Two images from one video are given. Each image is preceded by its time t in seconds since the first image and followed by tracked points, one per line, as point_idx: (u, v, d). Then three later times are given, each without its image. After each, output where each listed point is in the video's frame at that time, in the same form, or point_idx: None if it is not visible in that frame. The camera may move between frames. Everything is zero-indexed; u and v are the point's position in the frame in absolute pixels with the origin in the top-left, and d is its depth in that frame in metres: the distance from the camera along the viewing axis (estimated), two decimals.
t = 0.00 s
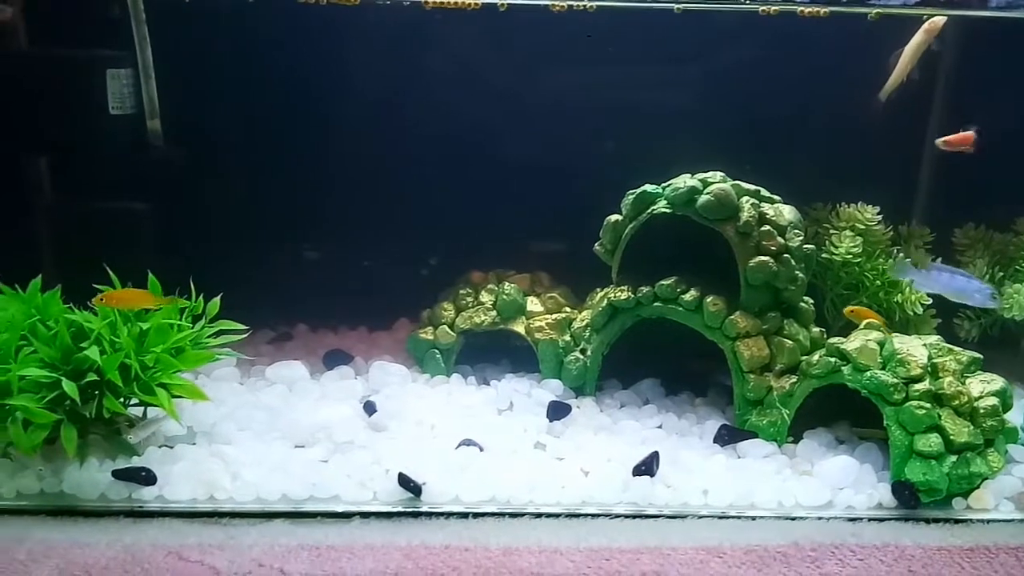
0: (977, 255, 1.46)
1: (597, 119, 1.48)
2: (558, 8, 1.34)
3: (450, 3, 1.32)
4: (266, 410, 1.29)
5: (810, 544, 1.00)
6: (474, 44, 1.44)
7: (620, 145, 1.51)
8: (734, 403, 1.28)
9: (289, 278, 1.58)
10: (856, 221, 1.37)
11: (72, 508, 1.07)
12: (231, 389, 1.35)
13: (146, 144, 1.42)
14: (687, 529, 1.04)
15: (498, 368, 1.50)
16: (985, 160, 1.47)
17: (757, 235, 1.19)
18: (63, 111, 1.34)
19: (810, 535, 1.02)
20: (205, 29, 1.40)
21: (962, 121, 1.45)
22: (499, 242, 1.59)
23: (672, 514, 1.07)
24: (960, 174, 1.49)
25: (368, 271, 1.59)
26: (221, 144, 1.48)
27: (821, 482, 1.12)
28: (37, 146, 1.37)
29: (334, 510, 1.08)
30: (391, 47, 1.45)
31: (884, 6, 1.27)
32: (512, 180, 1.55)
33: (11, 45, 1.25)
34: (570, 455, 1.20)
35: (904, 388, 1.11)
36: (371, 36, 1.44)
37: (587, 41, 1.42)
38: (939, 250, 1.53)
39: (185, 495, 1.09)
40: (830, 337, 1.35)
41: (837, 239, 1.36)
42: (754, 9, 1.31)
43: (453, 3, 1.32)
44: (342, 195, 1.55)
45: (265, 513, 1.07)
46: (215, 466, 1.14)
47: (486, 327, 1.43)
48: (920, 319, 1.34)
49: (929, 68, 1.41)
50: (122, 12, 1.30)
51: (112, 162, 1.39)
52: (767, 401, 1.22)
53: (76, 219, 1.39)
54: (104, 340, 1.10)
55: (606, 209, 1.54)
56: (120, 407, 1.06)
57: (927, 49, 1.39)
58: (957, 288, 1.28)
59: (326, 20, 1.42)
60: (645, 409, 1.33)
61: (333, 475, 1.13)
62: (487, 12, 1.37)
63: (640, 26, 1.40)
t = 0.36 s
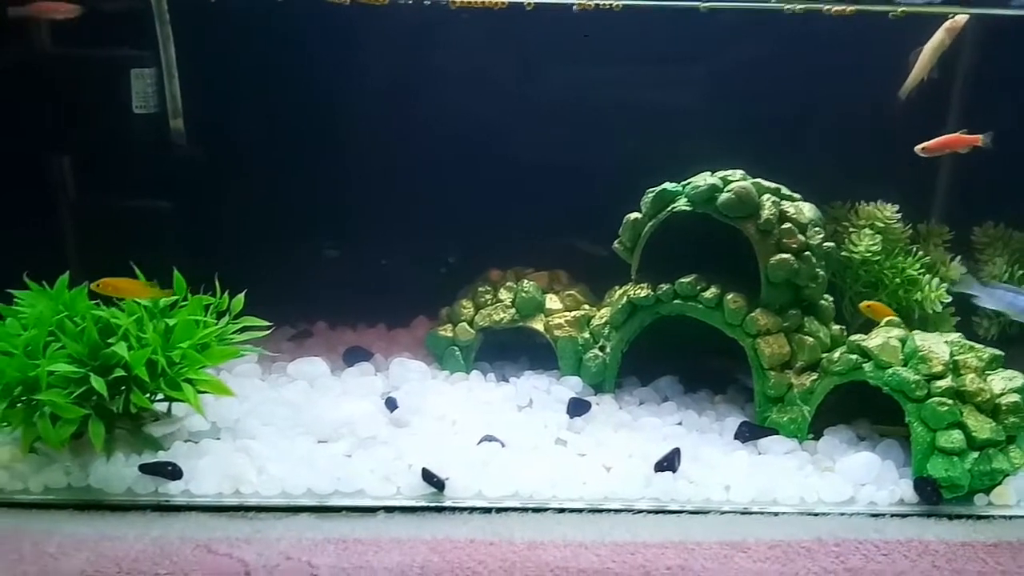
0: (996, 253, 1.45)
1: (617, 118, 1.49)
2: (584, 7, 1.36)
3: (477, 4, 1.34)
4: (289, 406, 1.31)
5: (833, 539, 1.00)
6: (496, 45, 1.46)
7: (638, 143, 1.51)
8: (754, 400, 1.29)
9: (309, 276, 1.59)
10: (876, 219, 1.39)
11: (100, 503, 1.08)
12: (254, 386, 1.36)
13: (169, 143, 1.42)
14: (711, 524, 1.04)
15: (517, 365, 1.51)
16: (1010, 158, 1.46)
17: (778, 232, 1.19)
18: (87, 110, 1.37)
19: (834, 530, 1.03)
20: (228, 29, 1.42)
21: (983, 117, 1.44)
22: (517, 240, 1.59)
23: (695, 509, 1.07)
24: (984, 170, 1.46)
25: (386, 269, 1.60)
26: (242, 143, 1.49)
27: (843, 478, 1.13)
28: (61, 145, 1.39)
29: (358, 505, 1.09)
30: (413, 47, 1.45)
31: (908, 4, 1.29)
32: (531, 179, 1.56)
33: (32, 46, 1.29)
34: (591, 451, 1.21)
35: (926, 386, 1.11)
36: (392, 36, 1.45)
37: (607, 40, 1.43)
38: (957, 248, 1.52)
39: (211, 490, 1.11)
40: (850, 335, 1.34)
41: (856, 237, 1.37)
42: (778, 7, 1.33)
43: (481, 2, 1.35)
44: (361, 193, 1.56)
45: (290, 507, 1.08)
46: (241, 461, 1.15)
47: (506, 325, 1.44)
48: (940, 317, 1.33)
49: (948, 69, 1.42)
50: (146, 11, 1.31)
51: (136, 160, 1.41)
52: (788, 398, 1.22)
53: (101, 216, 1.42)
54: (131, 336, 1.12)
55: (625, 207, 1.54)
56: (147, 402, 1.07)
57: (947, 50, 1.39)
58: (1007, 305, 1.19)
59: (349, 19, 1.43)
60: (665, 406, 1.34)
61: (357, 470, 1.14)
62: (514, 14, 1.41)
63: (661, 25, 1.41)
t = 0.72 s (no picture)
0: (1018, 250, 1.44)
1: (636, 115, 1.50)
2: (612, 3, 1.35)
3: (505, 3, 1.33)
4: (312, 403, 1.32)
5: (859, 536, 1.00)
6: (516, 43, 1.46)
7: (658, 141, 1.52)
8: (776, 398, 1.29)
9: (329, 273, 1.60)
10: (896, 216, 1.40)
11: (128, 499, 1.09)
12: (277, 383, 1.37)
13: (194, 142, 1.44)
14: (736, 521, 1.05)
15: (537, 363, 1.51)
16: None
17: (801, 230, 1.20)
18: (111, 110, 1.38)
19: (858, 528, 1.03)
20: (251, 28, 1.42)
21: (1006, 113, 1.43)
22: (536, 238, 1.60)
23: (719, 506, 1.08)
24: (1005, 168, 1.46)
25: (405, 267, 1.61)
26: (267, 144, 1.51)
27: (867, 475, 1.13)
28: (86, 144, 1.41)
29: (384, 501, 1.10)
30: (433, 45, 1.46)
31: None
32: (550, 176, 1.56)
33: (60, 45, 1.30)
34: (613, 448, 1.21)
35: (950, 383, 1.11)
36: (412, 35, 1.45)
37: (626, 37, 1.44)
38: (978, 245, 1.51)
39: (238, 487, 1.12)
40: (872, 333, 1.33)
41: (877, 234, 1.37)
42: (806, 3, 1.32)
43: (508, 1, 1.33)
44: (381, 191, 1.56)
45: (318, 502, 1.10)
46: (267, 457, 1.16)
47: (526, 323, 1.45)
48: (960, 314, 1.33)
49: (971, 64, 1.39)
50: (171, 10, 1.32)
51: (158, 157, 1.42)
52: (810, 396, 1.23)
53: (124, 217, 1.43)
54: (160, 333, 1.13)
55: (645, 204, 1.55)
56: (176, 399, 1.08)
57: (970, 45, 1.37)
58: None
59: (370, 19, 1.44)
60: (686, 404, 1.34)
61: (382, 466, 1.16)
62: (537, 9, 1.38)
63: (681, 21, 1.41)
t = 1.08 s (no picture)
0: None
1: (655, 117, 1.50)
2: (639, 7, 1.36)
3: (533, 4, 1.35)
4: (332, 402, 1.33)
5: (881, 538, 1.00)
6: (538, 47, 1.46)
7: (677, 144, 1.52)
8: (796, 400, 1.29)
9: (347, 273, 1.61)
10: (917, 219, 1.38)
11: (151, 496, 1.10)
12: (296, 382, 1.38)
13: (215, 143, 1.44)
14: (758, 522, 1.05)
15: (554, 364, 1.52)
16: None
17: (821, 232, 1.20)
18: (133, 110, 1.40)
19: (880, 529, 1.03)
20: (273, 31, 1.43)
21: None
22: (553, 239, 1.61)
23: (739, 508, 1.08)
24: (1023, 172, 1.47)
25: (423, 267, 1.62)
26: (287, 145, 1.52)
27: (888, 476, 1.13)
28: (107, 144, 1.42)
29: (405, 499, 1.11)
30: (456, 48, 1.47)
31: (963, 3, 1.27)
32: (569, 178, 1.57)
33: (82, 45, 1.34)
34: (633, 449, 1.21)
35: (972, 385, 1.11)
36: (436, 37, 1.46)
37: (651, 40, 1.44)
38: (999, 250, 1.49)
39: (260, 484, 1.12)
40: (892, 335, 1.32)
41: (897, 237, 1.37)
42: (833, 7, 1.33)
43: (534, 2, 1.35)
44: (400, 191, 1.57)
45: (339, 501, 1.10)
46: (288, 455, 1.17)
47: (543, 323, 1.45)
48: (981, 317, 1.32)
49: (991, 69, 1.40)
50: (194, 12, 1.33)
51: (179, 155, 1.43)
52: (830, 398, 1.23)
53: (143, 216, 1.44)
54: (183, 331, 1.14)
55: (662, 207, 1.56)
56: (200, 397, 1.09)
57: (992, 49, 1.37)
58: None
59: (392, 22, 1.45)
60: (704, 405, 1.34)
61: (403, 464, 1.16)
62: (560, 12, 1.40)
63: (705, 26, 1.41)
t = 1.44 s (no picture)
0: None
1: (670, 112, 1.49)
2: None
3: None
4: (347, 397, 1.33)
5: (900, 536, 1.00)
6: (554, 42, 1.46)
7: (692, 140, 1.51)
8: (812, 397, 1.28)
9: (360, 269, 1.61)
10: (933, 215, 1.38)
11: (166, 491, 1.10)
12: (311, 377, 1.38)
13: (229, 138, 1.43)
14: (776, 520, 1.04)
15: (567, 360, 1.51)
16: None
17: (839, 228, 1.19)
18: (146, 106, 1.40)
19: (899, 526, 1.02)
20: (289, 25, 1.44)
21: None
22: (567, 236, 1.60)
23: (757, 505, 1.07)
24: None
25: (435, 263, 1.61)
26: (301, 140, 1.52)
27: (906, 473, 1.13)
28: (121, 139, 1.42)
29: (421, 495, 1.11)
30: (470, 44, 1.47)
31: None
32: (583, 174, 1.56)
33: (98, 40, 1.36)
34: (649, 446, 1.21)
35: (991, 382, 1.10)
36: (449, 34, 1.46)
37: (665, 37, 1.43)
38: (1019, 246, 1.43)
39: (275, 479, 1.12)
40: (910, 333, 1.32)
41: (913, 234, 1.36)
42: None
43: None
44: (414, 188, 1.57)
45: (355, 496, 1.10)
46: (303, 450, 1.17)
47: (558, 320, 1.45)
48: (998, 315, 1.32)
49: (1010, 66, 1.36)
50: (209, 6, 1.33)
51: (192, 150, 1.41)
52: (847, 395, 1.22)
53: (156, 211, 1.43)
54: (200, 326, 1.14)
55: (676, 203, 1.56)
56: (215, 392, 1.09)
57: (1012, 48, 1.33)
58: None
59: (407, 17, 1.45)
60: (720, 402, 1.33)
61: (418, 460, 1.16)
62: (574, 5, 1.42)
63: (721, 21, 1.41)
